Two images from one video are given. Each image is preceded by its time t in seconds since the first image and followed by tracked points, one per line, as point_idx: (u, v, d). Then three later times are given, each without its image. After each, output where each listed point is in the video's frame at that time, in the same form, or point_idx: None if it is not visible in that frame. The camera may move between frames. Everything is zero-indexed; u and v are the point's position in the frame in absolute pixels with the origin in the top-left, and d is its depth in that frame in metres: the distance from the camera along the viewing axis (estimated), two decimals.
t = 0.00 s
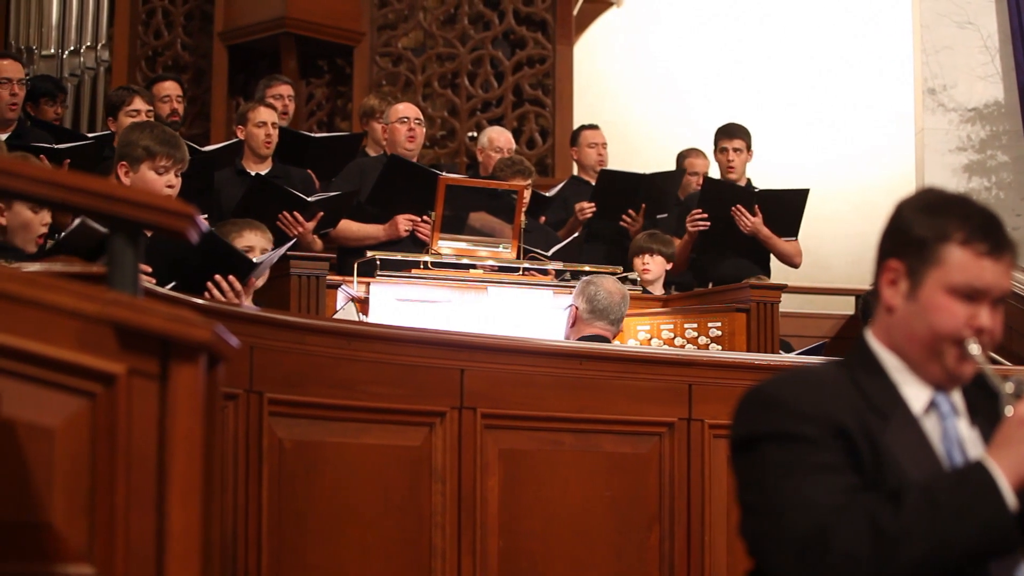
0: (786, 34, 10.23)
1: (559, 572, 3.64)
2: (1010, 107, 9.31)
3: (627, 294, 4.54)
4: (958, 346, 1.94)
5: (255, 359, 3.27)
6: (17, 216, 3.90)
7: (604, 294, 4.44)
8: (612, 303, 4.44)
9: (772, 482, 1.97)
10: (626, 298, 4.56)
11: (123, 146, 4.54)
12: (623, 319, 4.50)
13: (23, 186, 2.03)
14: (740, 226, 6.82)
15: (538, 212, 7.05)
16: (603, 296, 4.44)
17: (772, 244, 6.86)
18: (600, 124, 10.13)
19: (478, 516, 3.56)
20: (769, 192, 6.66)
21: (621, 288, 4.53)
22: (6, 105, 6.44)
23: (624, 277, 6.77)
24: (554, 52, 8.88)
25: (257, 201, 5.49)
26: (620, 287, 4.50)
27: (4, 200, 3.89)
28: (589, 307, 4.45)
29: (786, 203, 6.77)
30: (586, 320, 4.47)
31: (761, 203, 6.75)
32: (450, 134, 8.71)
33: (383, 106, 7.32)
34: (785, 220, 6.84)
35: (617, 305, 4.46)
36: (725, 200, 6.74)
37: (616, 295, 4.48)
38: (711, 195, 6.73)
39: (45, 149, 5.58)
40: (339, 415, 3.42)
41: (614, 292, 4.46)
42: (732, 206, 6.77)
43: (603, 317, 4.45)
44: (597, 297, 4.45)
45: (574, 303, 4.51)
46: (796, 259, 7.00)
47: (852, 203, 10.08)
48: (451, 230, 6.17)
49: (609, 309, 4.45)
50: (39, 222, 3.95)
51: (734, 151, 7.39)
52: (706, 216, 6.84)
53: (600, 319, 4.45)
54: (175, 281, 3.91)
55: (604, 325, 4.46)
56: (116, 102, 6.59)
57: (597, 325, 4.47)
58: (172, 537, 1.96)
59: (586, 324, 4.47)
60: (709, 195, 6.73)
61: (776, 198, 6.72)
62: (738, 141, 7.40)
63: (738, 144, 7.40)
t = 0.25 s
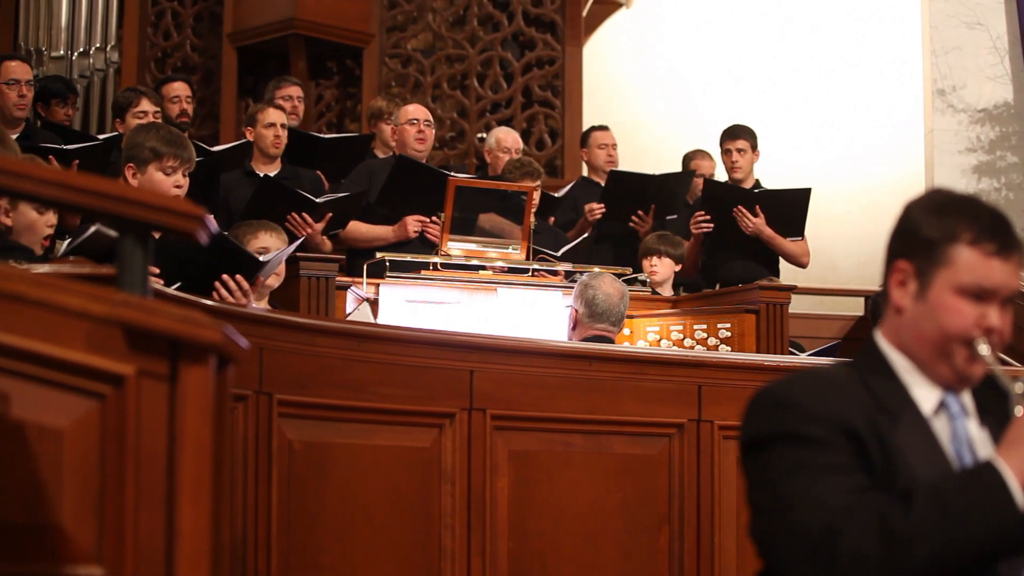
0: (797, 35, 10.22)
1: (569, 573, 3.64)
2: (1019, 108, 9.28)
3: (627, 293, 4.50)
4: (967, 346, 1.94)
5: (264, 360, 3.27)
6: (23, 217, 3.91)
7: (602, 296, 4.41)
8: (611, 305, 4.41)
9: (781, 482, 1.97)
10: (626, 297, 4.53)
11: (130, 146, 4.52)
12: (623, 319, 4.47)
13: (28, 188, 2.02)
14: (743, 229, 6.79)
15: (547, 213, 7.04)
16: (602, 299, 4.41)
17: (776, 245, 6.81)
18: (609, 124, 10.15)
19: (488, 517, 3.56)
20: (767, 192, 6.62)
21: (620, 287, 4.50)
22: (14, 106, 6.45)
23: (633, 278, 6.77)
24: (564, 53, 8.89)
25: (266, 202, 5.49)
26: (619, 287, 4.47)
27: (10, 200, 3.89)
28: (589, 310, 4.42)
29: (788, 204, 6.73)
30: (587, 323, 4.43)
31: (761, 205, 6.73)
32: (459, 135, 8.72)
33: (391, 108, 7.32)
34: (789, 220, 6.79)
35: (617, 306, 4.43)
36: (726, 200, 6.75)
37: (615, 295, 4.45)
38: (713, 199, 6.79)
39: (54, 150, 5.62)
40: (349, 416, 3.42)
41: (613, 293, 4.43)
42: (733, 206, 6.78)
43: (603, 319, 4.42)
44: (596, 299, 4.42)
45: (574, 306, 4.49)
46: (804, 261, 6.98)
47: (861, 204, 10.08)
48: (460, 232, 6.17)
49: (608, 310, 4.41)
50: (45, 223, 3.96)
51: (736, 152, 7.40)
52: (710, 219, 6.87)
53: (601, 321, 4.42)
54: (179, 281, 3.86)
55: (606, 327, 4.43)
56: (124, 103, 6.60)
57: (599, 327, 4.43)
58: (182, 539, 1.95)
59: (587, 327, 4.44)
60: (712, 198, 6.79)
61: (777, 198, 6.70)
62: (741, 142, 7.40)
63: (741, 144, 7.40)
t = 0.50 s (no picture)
0: (806, 35, 10.24)
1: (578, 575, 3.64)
2: None
3: (627, 294, 4.50)
4: (975, 347, 1.93)
5: (273, 361, 3.27)
6: (29, 218, 3.91)
7: (601, 297, 4.41)
8: (610, 305, 4.40)
9: (788, 483, 1.97)
10: (626, 298, 4.52)
11: (137, 148, 4.53)
12: (624, 319, 4.46)
13: (39, 189, 2.01)
14: (746, 229, 6.81)
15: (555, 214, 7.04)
16: (600, 299, 4.40)
17: (779, 244, 6.85)
18: (618, 126, 10.14)
19: (496, 519, 3.56)
20: (771, 191, 6.65)
21: (619, 287, 4.49)
22: (22, 106, 6.46)
23: (642, 279, 6.77)
24: (572, 54, 8.89)
25: (273, 202, 5.50)
26: (617, 287, 4.46)
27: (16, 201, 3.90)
28: (588, 312, 4.42)
29: (792, 202, 6.74)
30: (588, 325, 4.43)
31: (763, 204, 6.74)
32: (468, 136, 8.72)
33: (399, 109, 7.33)
34: (793, 218, 6.80)
35: (616, 306, 4.42)
36: (730, 201, 6.74)
37: (614, 295, 4.44)
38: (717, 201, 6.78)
39: (60, 150, 5.66)
40: (359, 417, 3.42)
41: (612, 294, 4.42)
42: (736, 206, 6.77)
43: (604, 319, 4.41)
44: (594, 300, 4.42)
45: (574, 310, 4.48)
46: (809, 260, 7.01)
47: (870, 206, 10.13)
48: (469, 232, 6.17)
49: (608, 311, 4.41)
50: (52, 224, 3.97)
51: (741, 153, 7.39)
52: (713, 221, 6.85)
53: (602, 322, 4.41)
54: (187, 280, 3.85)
55: (608, 327, 4.42)
56: (132, 104, 6.62)
57: (601, 328, 4.42)
58: (191, 538, 1.95)
59: (588, 329, 4.43)
60: (715, 201, 6.77)
61: (780, 198, 6.70)
62: (747, 143, 7.40)
63: (748, 145, 7.39)
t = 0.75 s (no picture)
0: (814, 36, 10.25)
1: None
2: None
3: (616, 289, 4.49)
4: (984, 348, 1.93)
5: (281, 363, 3.27)
6: (36, 220, 3.93)
7: (594, 298, 4.40)
8: (604, 304, 4.39)
9: (797, 485, 1.97)
10: (616, 294, 4.52)
11: (145, 149, 4.53)
12: (620, 314, 4.46)
13: (45, 189, 1.98)
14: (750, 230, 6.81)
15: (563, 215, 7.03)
16: (593, 300, 4.39)
17: (784, 244, 6.83)
18: (626, 127, 10.14)
19: (504, 519, 3.57)
20: (773, 192, 6.64)
21: (609, 284, 4.49)
22: (29, 107, 6.47)
23: (651, 280, 6.76)
24: (580, 55, 8.89)
25: (283, 204, 5.51)
26: (608, 284, 4.45)
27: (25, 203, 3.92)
28: (585, 315, 4.40)
29: (795, 202, 6.73)
30: (587, 327, 4.41)
31: (766, 205, 6.73)
32: (476, 137, 8.75)
33: (407, 110, 7.34)
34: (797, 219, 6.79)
35: (609, 304, 4.42)
36: (734, 202, 6.75)
37: (605, 293, 4.43)
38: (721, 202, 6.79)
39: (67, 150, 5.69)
40: (367, 418, 3.43)
41: (603, 292, 4.42)
42: (740, 207, 6.78)
43: (601, 319, 4.40)
44: (587, 302, 4.41)
45: (569, 314, 4.47)
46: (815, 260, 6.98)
47: (877, 206, 10.13)
48: (477, 234, 6.19)
49: (603, 310, 4.40)
50: (60, 227, 3.98)
51: (749, 155, 7.38)
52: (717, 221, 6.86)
53: (600, 322, 4.40)
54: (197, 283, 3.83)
55: (607, 326, 4.41)
56: (140, 105, 6.63)
57: (600, 328, 4.41)
58: (199, 542, 1.93)
59: (587, 331, 4.41)
60: (720, 201, 6.79)
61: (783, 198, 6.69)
62: (754, 144, 7.40)
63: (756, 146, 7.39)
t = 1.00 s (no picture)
0: (822, 37, 10.25)
1: None
2: None
3: (610, 287, 4.48)
4: (993, 350, 1.92)
5: (290, 364, 3.28)
6: (42, 222, 3.96)
7: (590, 301, 4.39)
8: (600, 306, 4.39)
9: (806, 486, 1.96)
10: (611, 293, 4.50)
11: (153, 149, 4.54)
12: (618, 311, 4.46)
13: (55, 192, 2.00)
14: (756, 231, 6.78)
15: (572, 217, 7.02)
16: (590, 303, 4.39)
17: (790, 245, 6.81)
18: (634, 128, 10.18)
19: (513, 520, 3.56)
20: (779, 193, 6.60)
21: (599, 284, 4.47)
22: (35, 109, 6.49)
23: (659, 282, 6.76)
24: (589, 56, 8.89)
25: (292, 206, 5.52)
26: (601, 285, 4.44)
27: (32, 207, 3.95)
28: (584, 321, 4.40)
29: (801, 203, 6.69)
30: (587, 332, 4.41)
31: (772, 206, 6.71)
32: (486, 138, 8.71)
33: (416, 111, 7.35)
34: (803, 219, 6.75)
35: (606, 305, 4.41)
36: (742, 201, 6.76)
37: (601, 294, 4.42)
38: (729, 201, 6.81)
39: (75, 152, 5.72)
40: (376, 420, 3.43)
41: (598, 294, 4.41)
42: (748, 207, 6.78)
43: (601, 321, 4.40)
44: (584, 306, 4.40)
45: (567, 321, 4.47)
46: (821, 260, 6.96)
47: (886, 206, 10.13)
48: (486, 235, 6.19)
49: (601, 312, 4.40)
50: (69, 229, 4.00)
51: (761, 155, 7.38)
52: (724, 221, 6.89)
53: (599, 324, 4.40)
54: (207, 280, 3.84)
55: (607, 327, 4.41)
56: (149, 107, 6.65)
57: (601, 331, 4.40)
58: (208, 544, 1.91)
59: (588, 335, 4.41)
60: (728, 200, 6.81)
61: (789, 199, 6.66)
62: (765, 145, 7.41)
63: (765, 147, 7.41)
